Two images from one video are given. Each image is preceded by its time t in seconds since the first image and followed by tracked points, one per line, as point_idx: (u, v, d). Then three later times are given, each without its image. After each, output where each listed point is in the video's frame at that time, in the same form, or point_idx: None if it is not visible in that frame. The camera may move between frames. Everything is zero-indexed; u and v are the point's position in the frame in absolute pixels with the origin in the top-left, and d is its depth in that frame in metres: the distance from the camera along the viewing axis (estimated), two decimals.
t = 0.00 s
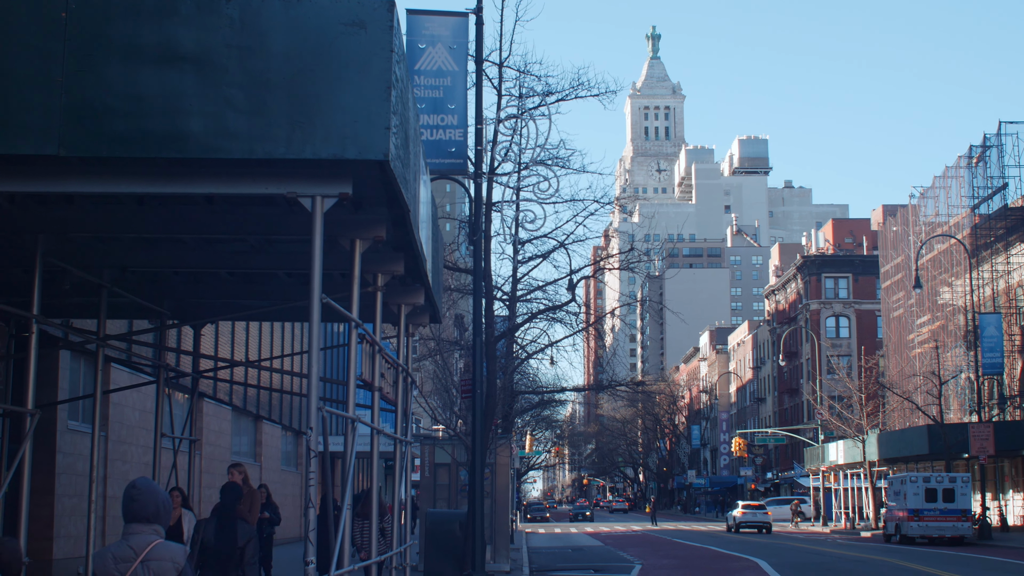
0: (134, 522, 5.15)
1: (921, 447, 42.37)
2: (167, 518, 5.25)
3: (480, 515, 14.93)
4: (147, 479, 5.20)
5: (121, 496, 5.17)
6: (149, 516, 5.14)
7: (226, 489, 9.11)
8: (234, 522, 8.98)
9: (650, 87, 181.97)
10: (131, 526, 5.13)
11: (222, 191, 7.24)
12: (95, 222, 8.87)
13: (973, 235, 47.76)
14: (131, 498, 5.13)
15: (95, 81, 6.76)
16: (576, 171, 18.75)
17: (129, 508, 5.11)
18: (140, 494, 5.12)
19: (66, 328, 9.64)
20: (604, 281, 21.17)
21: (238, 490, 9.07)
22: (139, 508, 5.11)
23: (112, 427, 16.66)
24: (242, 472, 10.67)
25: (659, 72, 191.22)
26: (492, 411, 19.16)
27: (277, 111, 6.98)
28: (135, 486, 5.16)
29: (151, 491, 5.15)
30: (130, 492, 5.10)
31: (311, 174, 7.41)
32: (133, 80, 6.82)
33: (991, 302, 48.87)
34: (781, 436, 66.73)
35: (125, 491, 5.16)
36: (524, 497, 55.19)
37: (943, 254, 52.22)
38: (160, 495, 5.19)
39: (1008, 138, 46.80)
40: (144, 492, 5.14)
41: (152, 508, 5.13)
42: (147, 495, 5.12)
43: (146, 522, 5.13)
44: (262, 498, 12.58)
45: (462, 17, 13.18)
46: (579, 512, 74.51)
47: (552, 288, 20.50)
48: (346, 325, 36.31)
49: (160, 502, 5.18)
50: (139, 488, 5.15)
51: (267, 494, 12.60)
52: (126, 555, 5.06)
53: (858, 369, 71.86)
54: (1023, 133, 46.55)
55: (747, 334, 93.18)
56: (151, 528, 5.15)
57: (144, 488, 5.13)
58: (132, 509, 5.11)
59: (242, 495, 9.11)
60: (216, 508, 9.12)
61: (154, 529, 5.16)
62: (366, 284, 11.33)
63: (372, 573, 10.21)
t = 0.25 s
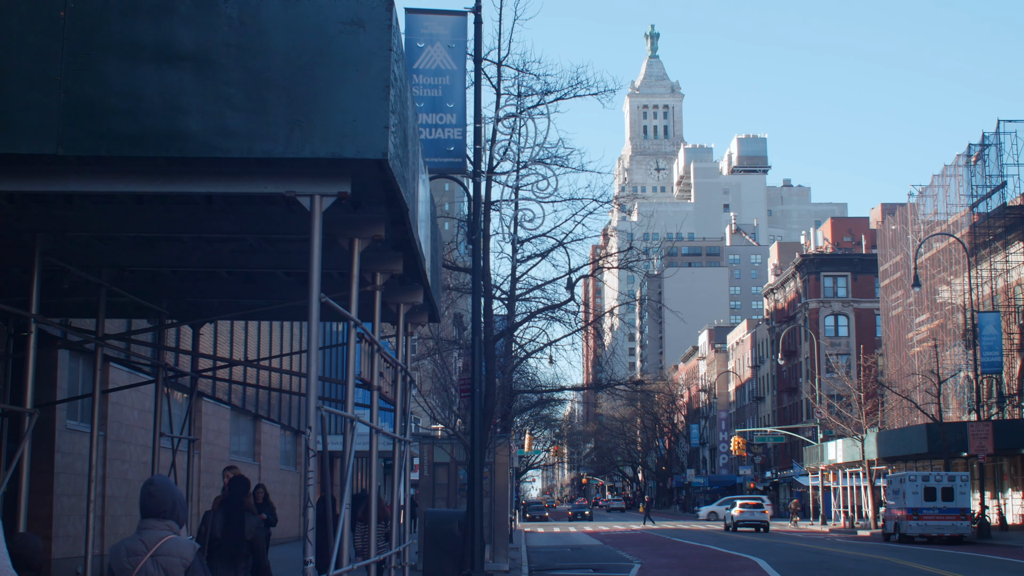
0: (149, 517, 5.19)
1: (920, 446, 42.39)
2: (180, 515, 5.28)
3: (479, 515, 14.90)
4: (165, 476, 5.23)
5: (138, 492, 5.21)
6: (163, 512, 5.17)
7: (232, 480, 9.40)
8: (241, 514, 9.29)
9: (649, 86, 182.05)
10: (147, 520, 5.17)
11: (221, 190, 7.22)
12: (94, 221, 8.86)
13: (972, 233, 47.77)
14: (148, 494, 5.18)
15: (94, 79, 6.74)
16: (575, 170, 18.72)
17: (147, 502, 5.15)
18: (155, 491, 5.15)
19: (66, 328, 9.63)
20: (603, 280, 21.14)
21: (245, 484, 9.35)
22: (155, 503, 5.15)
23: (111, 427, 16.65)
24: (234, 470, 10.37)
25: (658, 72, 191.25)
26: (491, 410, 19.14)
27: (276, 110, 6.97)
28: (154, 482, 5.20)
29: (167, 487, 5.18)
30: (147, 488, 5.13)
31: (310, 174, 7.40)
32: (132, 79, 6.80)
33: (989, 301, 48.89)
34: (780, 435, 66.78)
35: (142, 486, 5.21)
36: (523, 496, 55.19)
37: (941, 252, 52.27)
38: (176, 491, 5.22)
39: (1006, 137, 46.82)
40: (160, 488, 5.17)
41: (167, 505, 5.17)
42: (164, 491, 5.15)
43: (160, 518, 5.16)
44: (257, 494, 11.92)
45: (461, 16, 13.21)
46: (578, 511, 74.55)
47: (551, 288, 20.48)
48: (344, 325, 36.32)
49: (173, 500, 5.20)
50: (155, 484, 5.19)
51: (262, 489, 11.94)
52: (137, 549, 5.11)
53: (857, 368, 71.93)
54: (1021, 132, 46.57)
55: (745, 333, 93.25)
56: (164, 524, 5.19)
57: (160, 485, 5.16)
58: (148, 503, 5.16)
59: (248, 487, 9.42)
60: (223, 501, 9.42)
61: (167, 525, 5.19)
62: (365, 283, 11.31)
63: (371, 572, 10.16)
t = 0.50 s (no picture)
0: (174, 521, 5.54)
1: (920, 445, 42.39)
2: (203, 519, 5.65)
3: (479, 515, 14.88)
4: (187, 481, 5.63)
5: (164, 497, 5.58)
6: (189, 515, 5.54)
7: (238, 485, 9.36)
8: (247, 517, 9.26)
9: (648, 85, 182.05)
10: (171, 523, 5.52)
11: (220, 189, 7.22)
12: (93, 220, 8.84)
13: (971, 233, 47.78)
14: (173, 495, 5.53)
15: (93, 78, 6.74)
16: (574, 169, 18.72)
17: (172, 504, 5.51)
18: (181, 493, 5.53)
19: (65, 327, 9.61)
20: (602, 279, 21.13)
21: (251, 488, 9.32)
22: (180, 506, 5.52)
23: (111, 425, 16.65)
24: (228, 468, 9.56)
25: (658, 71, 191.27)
26: (490, 409, 19.13)
27: (275, 109, 6.97)
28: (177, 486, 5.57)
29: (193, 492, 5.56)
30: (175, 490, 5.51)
31: (309, 172, 7.40)
32: (131, 78, 6.80)
33: (989, 300, 48.88)
34: (779, 434, 66.81)
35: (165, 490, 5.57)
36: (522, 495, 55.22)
37: (941, 251, 52.29)
38: (199, 497, 5.60)
39: (1006, 136, 46.81)
40: (186, 493, 5.55)
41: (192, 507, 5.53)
42: (189, 497, 5.54)
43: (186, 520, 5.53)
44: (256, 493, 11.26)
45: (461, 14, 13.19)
46: (577, 510, 74.60)
47: (550, 287, 20.47)
48: (344, 324, 36.31)
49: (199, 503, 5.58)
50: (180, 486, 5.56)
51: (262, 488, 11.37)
52: (163, 550, 5.40)
53: (856, 367, 71.95)
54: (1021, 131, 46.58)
55: (744, 332, 93.28)
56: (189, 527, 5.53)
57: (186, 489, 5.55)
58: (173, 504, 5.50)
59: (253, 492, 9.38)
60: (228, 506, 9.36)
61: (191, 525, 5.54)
62: (364, 283, 11.31)
63: (371, 571, 10.11)
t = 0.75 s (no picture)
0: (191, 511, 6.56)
1: (920, 442, 42.42)
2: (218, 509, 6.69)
3: (479, 511, 14.91)
4: (207, 473, 6.71)
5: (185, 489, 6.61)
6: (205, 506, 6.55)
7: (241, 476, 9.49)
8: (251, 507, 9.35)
9: (648, 82, 181.93)
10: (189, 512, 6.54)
11: (220, 185, 7.22)
12: (93, 218, 8.85)
13: (972, 229, 47.65)
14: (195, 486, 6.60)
15: (92, 75, 6.72)
16: (575, 165, 18.70)
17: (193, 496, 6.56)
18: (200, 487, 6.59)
19: (66, 324, 9.61)
20: (603, 275, 21.11)
21: (255, 480, 9.46)
22: (201, 495, 6.58)
23: (112, 422, 16.68)
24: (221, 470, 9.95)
25: (658, 68, 191.06)
26: (491, 406, 19.15)
27: (275, 106, 6.95)
28: (199, 478, 6.63)
29: (211, 487, 6.63)
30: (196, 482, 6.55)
31: (309, 169, 7.38)
32: (131, 74, 6.79)
33: (989, 296, 48.85)
34: (780, 430, 66.86)
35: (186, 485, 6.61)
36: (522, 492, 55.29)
37: (941, 248, 52.29)
38: (216, 489, 6.67)
39: (1007, 132, 46.85)
40: (206, 484, 6.63)
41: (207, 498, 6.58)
42: (209, 486, 6.60)
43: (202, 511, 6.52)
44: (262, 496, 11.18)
45: (460, 11, 13.24)
46: (577, 506, 74.67)
47: (551, 283, 20.47)
48: (344, 321, 36.38)
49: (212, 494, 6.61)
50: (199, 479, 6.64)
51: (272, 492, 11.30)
52: (186, 539, 6.39)
53: (857, 363, 71.96)
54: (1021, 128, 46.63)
55: (745, 329, 93.29)
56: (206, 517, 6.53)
57: (206, 483, 6.61)
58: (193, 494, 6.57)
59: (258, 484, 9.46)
60: (233, 498, 9.47)
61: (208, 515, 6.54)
62: (363, 279, 11.33)
63: (371, 568, 10.11)
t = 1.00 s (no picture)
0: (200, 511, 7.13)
1: (920, 439, 42.44)
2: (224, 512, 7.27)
3: (478, 506, 14.92)
4: (212, 477, 7.37)
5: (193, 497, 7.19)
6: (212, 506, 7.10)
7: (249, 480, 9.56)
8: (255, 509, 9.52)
9: (648, 78, 181.70)
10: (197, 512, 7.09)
11: (220, 182, 7.20)
12: (93, 213, 8.85)
13: (972, 226, 47.66)
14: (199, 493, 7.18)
15: (92, 70, 6.71)
16: (575, 161, 18.67)
17: (201, 498, 7.15)
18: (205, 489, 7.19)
19: (65, 319, 9.60)
20: (602, 271, 21.09)
21: (260, 484, 9.51)
22: (207, 498, 7.17)
23: (112, 418, 16.69)
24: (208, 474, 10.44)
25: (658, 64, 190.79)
26: (490, 402, 19.17)
27: (275, 101, 6.93)
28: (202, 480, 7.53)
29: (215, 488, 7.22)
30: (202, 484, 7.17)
31: (309, 165, 7.37)
32: (131, 70, 6.78)
33: (989, 293, 48.82)
34: (779, 427, 66.93)
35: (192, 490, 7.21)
36: (522, 488, 55.37)
37: (941, 245, 52.26)
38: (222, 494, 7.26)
39: (1006, 129, 46.82)
40: (211, 489, 7.22)
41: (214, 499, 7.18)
42: (215, 491, 7.21)
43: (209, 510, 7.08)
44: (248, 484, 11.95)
45: (461, 7, 13.24)
46: (576, 502, 74.76)
47: (551, 279, 20.46)
48: (344, 317, 36.39)
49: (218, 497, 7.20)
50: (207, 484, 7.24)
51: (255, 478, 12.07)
52: (197, 538, 6.91)
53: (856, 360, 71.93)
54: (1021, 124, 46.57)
55: (745, 325, 93.25)
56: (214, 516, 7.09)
57: (212, 484, 7.23)
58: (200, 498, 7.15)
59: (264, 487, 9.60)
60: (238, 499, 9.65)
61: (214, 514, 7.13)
62: (364, 275, 11.31)
63: (371, 564, 10.08)
